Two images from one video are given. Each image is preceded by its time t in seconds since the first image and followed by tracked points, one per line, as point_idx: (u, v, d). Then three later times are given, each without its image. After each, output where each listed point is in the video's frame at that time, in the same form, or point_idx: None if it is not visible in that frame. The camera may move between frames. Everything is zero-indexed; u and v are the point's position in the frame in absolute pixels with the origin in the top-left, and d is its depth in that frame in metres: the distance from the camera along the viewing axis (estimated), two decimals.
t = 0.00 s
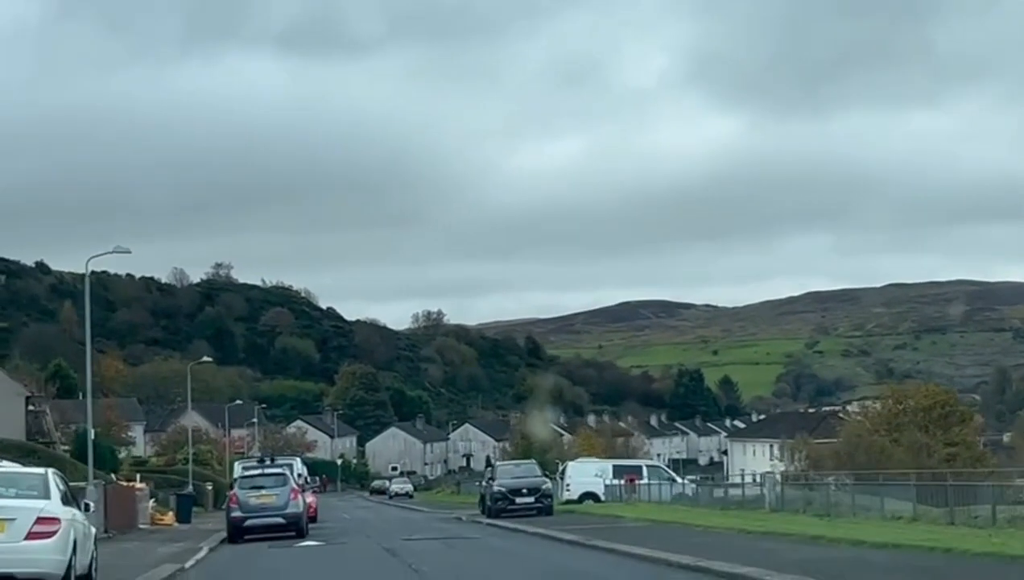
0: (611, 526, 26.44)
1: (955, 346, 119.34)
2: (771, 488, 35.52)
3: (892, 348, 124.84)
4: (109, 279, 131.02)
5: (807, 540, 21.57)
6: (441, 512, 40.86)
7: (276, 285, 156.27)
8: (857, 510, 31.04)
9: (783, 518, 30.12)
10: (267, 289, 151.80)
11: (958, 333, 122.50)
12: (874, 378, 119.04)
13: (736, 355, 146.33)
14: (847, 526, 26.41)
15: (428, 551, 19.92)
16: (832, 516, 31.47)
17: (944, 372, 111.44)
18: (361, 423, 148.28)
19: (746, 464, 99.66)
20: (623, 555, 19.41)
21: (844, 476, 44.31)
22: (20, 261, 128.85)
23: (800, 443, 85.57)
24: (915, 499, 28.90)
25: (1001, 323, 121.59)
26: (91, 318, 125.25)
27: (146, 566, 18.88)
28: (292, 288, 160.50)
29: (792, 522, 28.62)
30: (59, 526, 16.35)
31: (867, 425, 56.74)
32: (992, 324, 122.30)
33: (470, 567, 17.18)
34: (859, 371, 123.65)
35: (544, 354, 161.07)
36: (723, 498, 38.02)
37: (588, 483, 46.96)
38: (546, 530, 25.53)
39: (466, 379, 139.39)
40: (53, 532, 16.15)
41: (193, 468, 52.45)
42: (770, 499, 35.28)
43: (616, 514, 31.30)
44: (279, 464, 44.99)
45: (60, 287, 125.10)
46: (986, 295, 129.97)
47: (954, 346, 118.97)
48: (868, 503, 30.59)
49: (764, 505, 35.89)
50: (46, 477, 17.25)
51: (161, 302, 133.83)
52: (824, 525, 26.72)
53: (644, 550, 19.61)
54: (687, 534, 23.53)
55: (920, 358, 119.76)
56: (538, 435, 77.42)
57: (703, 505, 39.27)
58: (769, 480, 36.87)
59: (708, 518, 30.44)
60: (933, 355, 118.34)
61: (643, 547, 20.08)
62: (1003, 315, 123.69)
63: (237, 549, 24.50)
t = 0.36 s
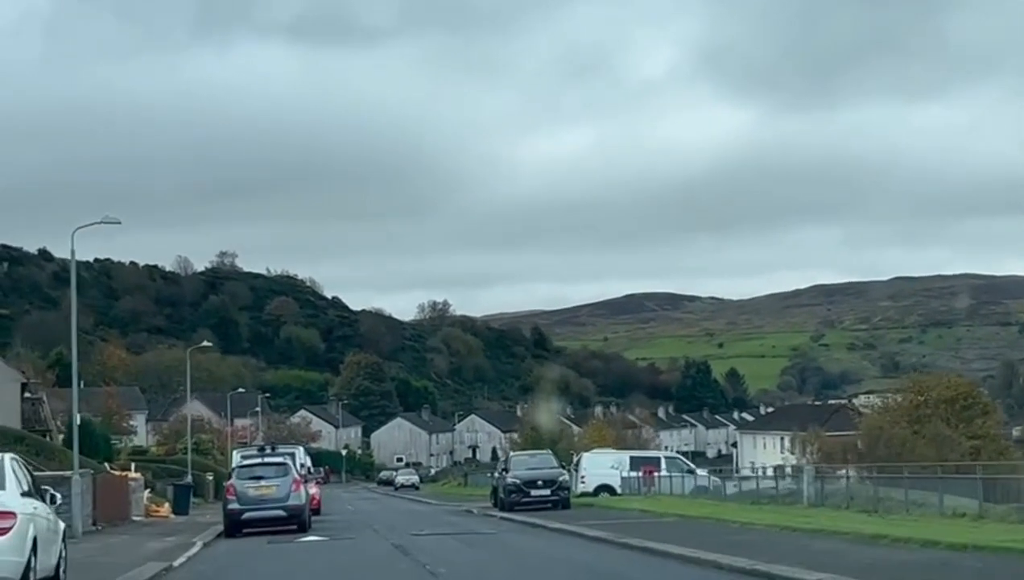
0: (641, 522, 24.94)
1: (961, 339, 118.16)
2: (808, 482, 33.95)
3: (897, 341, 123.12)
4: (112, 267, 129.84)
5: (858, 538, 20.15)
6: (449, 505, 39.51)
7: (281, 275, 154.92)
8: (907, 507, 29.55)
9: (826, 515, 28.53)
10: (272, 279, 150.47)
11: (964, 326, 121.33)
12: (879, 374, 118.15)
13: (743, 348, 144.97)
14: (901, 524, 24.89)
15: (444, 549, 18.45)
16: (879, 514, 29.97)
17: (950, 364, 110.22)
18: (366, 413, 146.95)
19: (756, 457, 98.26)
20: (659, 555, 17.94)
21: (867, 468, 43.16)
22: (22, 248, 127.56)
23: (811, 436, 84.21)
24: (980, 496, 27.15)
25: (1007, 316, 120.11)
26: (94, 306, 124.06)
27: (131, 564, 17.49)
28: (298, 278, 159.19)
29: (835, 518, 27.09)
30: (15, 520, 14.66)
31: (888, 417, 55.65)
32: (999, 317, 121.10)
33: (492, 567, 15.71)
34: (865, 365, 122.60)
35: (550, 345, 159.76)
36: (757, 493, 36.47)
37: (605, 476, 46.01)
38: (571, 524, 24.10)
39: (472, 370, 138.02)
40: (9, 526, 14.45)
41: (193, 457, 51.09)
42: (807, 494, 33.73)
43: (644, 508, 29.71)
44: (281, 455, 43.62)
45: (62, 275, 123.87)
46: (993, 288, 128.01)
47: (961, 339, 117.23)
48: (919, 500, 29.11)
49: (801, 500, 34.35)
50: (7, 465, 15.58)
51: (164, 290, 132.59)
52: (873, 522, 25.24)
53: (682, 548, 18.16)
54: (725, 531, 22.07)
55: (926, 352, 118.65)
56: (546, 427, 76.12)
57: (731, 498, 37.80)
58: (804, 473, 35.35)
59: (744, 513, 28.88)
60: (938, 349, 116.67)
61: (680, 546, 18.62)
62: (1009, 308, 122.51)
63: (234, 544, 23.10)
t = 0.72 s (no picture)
0: (666, 523, 23.49)
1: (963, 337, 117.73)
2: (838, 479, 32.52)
3: (899, 340, 122.08)
4: (111, 260, 128.78)
5: (901, 542, 18.69)
6: (450, 503, 38.22)
7: (282, 269, 153.65)
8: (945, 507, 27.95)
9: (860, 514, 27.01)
10: (273, 273, 149.23)
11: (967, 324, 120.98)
12: (882, 374, 117.58)
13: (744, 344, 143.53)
14: (944, 525, 23.32)
15: (454, 550, 17.09)
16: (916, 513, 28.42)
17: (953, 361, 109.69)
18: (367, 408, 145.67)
19: (764, 454, 96.87)
20: (690, 557, 16.54)
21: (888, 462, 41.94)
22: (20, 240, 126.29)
23: (819, 432, 82.80)
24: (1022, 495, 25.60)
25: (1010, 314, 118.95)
26: (93, 299, 122.91)
27: (112, 568, 16.21)
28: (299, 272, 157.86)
29: (869, 517, 25.56)
30: None
31: (907, 414, 54.66)
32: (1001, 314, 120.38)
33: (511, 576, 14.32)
34: (868, 363, 122.03)
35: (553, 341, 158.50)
36: (785, 492, 35.05)
37: (617, 472, 44.81)
38: (590, 523, 22.72)
39: (474, 365, 136.49)
40: None
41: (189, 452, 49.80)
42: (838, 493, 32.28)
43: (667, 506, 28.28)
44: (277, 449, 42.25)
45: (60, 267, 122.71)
46: (996, 284, 126.50)
47: (963, 336, 115.42)
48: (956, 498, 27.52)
49: (832, 499, 32.88)
50: None
51: (164, 284, 131.44)
52: (913, 523, 23.68)
53: (713, 551, 16.75)
54: (757, 532, 20.64)
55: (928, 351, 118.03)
56: (551, 421, 74.87)
57: (755, 498, 36.43)
58: (835, 471, 33.90)
59: (773, 512, 27.40)
60: (940, 346, 115.28)
61: (710, 549, 17.23)
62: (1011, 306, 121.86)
63: (225, 545, 21.81)
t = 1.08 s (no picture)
0: (691, 526, 22.08)
1: (959, 338, 117.63)
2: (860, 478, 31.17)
3: (896, 338, 124.17)
4: (104, 255, 127.65)
5: (940, 548, 17.41)
6: (446, 503, 36.94)
7: (277, 264, 152.27)
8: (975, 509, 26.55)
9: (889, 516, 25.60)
10: (268, 267, 147.85)
11: (965, 325, 120.86)
12: (880, 371, 117.35)
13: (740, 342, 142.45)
14: (984, 529, 21.85)
15: (462, 557, 15.53)
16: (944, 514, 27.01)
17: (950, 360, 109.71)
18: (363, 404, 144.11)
19: (765, 452, 95.75)
20: (722, 565, 14.92)
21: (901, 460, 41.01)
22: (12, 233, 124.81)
23: (821, 430, 81.45)
24: None
25: (1006, 316, 118.65)
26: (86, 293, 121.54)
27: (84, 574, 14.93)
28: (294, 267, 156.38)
29: (903, 520, 24.13)
30: None
31: (921, 411, 54.17)
32: (996, 316, 120.24)
33: None
34: (865, 362, 121.92)
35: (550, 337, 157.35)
36: (804, 492, 33.69)
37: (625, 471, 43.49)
38: (611, 525, 21.20)
39: (471, 361, 135.03)
40: None
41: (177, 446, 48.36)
42: (863, 492, 30.93)
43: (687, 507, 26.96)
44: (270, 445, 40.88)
45: (53, 261, 121.34)
46: (993, 283, 130.89)
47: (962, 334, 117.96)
48: (987, 496, 26.06)
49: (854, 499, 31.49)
50: None
51: (158, 278, 130.10)
52: (949, 527, 22.24)
53: (754, 558, 15.11)
54: (792, 537, 19.05)
55: (925, 353, 117.81)
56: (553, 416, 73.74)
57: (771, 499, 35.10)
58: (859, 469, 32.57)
59: (798, 513, 26.05)
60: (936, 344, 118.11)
61: (746, 554, 15.67)
62: (1007, 308, 121.70)
63: (209, 548, 20.28)
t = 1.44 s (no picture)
0: (710, 530, 21.02)
1: (950, 337, 117.56)
2: (872, 478, 30.98)
3: (888, 338, 124.31)
4: (94, 252, 126.58)
5: (977, 557, 16.42)
6: (439, 504, 35.71)
7: (269, 260, 150.95)
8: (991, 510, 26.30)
9: (899, 517, 25.21)
10: (259, 264, 146.52)
11: (956, 326, 120.52)
12: (871, 373, 117.37)
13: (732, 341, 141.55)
14: (998, 531, 21.48)
15: (467, 566, 14.29)
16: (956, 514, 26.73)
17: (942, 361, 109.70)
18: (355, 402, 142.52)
19: (762, 453, 94.39)
20: None
21: (905, 460, 40.80)
22: None
23: (820, 429, 80.32)
24: None
25: (998, 317, 118.45)
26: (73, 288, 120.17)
27: None
28: (285, 263, 154.91)
29: (913, 521, 23.71)
30: None
31: (930, 408, 54.53)
32: (987, 316, 120.29)
33: None
34: (855, 362, 121.63)
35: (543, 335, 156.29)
36: (824, 493, 32.86)
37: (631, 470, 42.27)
38: (630, 530, 19.81)
39: (463, 359, 133.63)
40: None
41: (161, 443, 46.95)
42: (874, 492, 30.74)
43: (702, 509, 25.99)
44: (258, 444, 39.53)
45: (41, 257, 120.05)
46: (983, 283, 130.89)
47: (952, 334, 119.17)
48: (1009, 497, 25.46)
49: (867, 498, 31.35)
50: None
51: (148, 274, 128.74)
52: (963, 529, 21.81)
53: (796, 570, 13.85)
54: (830, 543, 17.75)
55: (917, 353, 117.80)
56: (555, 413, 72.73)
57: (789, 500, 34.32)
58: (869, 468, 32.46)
59: (802, 513, 25.59)
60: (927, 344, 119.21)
61: (777, 562, 14.61)
62: (998, 308, 121.54)
63: (189, 554, 18.97)
